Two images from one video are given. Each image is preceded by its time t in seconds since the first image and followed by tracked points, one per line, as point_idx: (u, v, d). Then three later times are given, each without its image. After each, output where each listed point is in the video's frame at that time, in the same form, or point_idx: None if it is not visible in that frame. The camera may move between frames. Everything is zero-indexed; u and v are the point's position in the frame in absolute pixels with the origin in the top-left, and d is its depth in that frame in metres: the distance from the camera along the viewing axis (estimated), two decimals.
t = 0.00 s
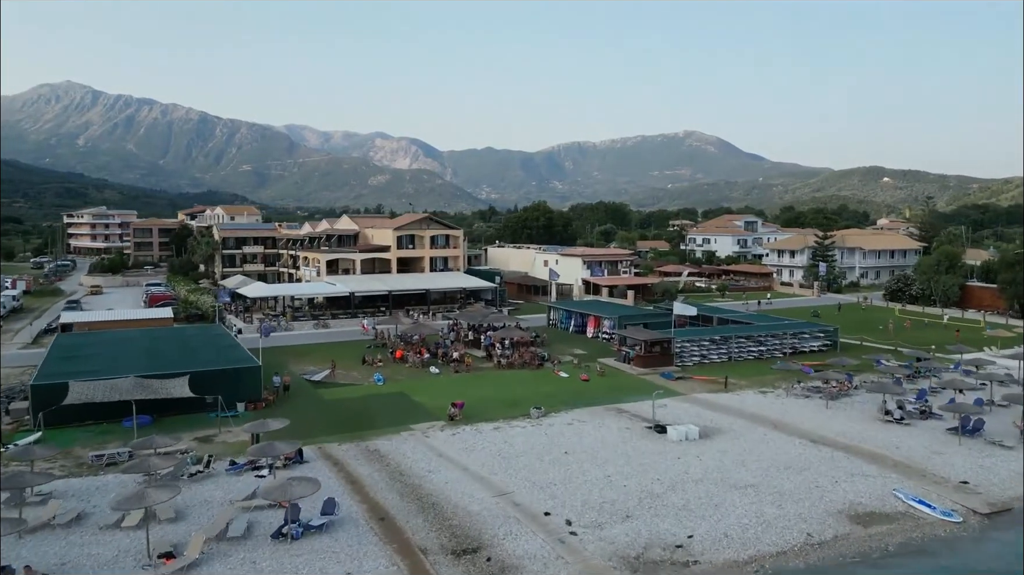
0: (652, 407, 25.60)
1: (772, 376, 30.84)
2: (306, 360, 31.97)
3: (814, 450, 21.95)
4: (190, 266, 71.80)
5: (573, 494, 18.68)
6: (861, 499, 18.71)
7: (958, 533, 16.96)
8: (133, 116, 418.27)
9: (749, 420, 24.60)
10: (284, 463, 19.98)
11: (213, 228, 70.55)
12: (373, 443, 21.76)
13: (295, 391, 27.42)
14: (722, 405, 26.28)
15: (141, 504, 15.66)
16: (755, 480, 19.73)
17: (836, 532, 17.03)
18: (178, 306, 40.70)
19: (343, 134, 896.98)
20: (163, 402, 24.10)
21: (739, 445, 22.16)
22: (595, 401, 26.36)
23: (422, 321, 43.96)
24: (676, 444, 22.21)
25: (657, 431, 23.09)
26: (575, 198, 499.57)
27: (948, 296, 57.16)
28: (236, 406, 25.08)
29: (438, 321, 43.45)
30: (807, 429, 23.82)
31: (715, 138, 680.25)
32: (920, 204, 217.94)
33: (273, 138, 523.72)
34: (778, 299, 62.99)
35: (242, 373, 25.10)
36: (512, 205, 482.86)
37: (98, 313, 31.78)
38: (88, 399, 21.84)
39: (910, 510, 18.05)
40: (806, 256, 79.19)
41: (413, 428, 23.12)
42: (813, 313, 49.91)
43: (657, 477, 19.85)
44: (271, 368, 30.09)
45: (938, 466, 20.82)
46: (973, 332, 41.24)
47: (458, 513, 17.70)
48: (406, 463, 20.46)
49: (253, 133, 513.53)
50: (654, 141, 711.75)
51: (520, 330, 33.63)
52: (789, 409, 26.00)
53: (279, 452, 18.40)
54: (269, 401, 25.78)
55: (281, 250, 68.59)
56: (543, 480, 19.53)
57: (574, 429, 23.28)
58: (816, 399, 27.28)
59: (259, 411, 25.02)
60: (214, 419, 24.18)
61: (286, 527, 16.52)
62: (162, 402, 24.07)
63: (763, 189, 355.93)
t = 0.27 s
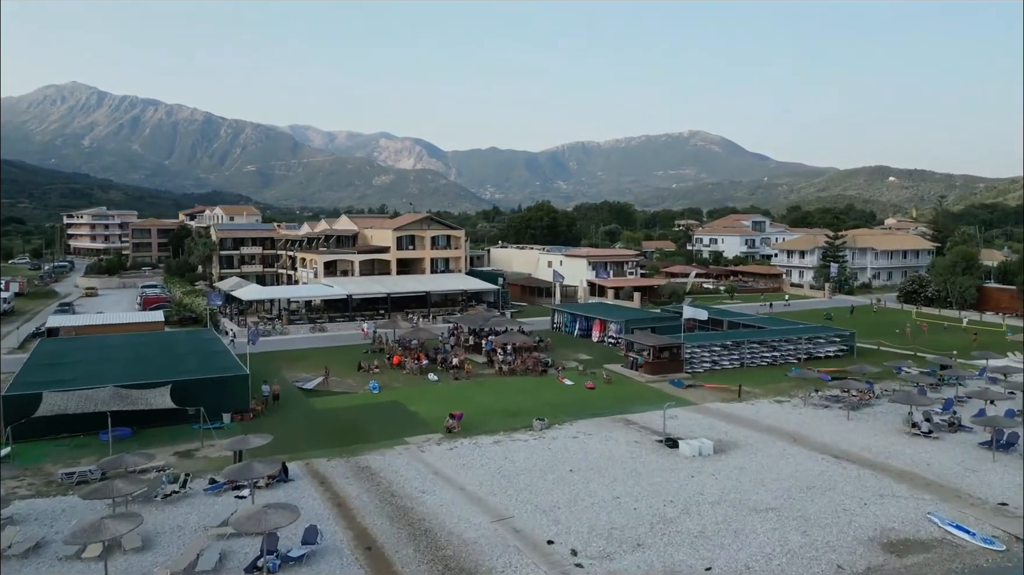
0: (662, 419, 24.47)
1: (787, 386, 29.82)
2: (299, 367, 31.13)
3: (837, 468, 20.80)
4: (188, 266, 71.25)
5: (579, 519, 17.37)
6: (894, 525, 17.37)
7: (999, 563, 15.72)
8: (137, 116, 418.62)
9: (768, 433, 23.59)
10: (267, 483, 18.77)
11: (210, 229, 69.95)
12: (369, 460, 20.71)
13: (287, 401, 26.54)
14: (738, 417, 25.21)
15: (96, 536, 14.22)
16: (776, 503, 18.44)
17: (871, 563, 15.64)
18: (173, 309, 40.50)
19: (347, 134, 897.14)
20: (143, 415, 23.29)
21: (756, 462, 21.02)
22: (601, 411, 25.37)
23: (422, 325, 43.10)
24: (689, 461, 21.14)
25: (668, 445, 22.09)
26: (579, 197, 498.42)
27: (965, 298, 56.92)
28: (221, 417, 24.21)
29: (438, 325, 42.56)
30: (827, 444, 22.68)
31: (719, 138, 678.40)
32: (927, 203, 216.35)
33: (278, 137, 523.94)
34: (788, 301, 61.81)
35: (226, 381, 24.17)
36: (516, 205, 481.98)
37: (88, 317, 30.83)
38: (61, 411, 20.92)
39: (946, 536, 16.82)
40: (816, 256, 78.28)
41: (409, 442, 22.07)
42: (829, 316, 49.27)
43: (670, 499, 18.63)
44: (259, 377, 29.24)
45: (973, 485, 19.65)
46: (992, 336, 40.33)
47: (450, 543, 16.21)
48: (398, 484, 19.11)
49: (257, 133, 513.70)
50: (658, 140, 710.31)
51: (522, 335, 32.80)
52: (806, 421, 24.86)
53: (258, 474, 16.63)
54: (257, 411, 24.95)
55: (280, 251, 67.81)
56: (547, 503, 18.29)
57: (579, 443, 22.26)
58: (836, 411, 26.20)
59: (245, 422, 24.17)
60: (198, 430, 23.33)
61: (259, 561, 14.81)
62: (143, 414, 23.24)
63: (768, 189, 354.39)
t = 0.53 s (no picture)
0: (670, 432, 23.44)
1: (800, 395, 28.82)
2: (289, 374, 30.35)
3: (863, 489, 19.64)
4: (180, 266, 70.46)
5: (583, 549, 16.05)
6: (928, 554, 16.08)
7: None
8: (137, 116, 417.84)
9: (784, 449, 22.49)
10: (243, 505, 17.53)
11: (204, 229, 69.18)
12: (358, 477, 19.63)
13: (276, 412, 25.58)
14: (752, 429, 24.22)
15: None
16: (800, 530, 17.17)
17: None
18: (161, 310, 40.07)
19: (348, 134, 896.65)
20: (115, 426, 22.26)
21: (773, 482, 19.87)
22: (604, 423, 24.39)
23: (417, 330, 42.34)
24: (701, 479, 20.10)
25: (678, 461, 21.04)
26: (581, 197, 497.27)
27: (978, 299, 54.86)
28: (200, 430, 23.45)
29: (434, 331, 41.74)
30: (849, 461, 21.59)
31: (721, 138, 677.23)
32: (930, 203, 215.17)
33: (279, 137, 523.32)
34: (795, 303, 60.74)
35: (207, 392, 23.47)
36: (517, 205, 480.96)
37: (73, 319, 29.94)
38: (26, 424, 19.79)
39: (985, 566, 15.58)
40: (823, 256, 77.21)
41: (401, 458, 21.04)
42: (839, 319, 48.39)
43: (681, 525, 17.38)
44: (244, 386, 28.33)
45: (1008, 508, 18.41)
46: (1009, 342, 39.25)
47: None
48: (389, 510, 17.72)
49: (258, 134, 513.01)
50: (659, 140, 709.23)
51: (522, 340, 31.96)
52: (823, 435, 23.79)
53: (228, 499, 15.42)
54: (239, 423, 24.15)
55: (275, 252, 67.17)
56: (547, 530, 16.99)
57: (582, 459, 21.23)
58: (860, 423, 25.07)
59: (226, 435, 23.43)
60: (176, 444, 22.47)
61: None
62: (116, 427, 22.23)
63: (770, 188, 353.19)
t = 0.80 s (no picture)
0: (679, 447, 22.46)
1: (816, 404, 27.89)
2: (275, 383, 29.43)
3: (891, 511, 18.51)
4: (172, 266, 70.27)
5: None
6: None
7: None
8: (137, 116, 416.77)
9: (806, 466, 21.47)
10: (214, 532, 16.54)
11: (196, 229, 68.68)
12: (344, 497, 18.65)
13: (264, 423, 24.66)
14: (768, 442, 23.28)
15: None
16: (828, 560, 15.97)
17: None
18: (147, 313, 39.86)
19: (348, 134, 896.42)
20: (84, 441, 21.29)
21: (792, 503, 18.82)
22: (607, 435, 23.45)
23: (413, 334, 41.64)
24: (715, 499, 19.10)
25: (690, 479, 20.15)
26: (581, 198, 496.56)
27: (992, 301, 54.92)
28: (176, 443, 22.52)
29: (428, 336, 40.99)
30: (872, 478, 20.58)
31: (721, 138, 676.89)
32: (931, 203, 214.53)
33: (279, 137, 522.90)
34: (801, 305, 59.92)
35: (187, 402, 22.55)
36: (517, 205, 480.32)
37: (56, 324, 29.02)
38: None
39: None
40: (830, 257, 76.66)
41: (390, 475, 20.06)
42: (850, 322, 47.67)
43: (697, 553, 16.26)
44: (227, 397, 27.37)
45: None
46: None
47: None
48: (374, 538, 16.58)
49: (257, 134, 512.05)
50: (659, 140, 708.53)
51: (521, 345, 31.15)
52: (842, 449, 22.78)
53: (188, 532, 14.62)
54: (219, 436, 23.24)
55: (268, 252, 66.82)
56: (549, 561, 15.84)
57: (585, 476, 20.26)
58: (884, 436, 24.07)
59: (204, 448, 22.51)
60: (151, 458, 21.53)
61: None
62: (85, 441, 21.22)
63: (770, 188, 352.61)
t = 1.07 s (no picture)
0: (688, 464, 21.44)
1: (833, 415, 26.83)
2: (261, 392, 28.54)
3: (926, 538, 17.22)
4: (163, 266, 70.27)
5: None
6: None
7: None
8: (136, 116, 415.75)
9: (827, 486, 20.18)
10: (180, 563, 15.49)
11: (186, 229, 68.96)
12: (326, 521, 17.62)
13: (251, 437, 23.72)
14: (786, 458, 22.20)
15: None
16: None
17: None
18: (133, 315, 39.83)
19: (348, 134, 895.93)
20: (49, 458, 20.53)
21: (814, 529, 17.63)
22: (611, 449, 22.48)
23: (409, 338, 41.13)
24: (733, 524, 17.92)
25: (705, 500, 19.01)
26: (581, 197, 495.54)
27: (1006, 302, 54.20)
28: (149, 458, 21.79)
29: (421, 341, 40.23)
30: (899, 498, 19.43)
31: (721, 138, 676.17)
32: (933, 201, 213.46)
33: (279, 136, 522.28)
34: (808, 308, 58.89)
35: (161, 416, 21.77)
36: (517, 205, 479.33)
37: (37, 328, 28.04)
38: None
39: None
40: (837, 256, 76.15)
41: (377, 495, 19.07)
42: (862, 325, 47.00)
43: None
44: (207, 407, 26.43)
45: None
46: None
47: None
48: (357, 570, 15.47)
49: (257, 133, 511.06)
50: (659, 140, 708.01)
51: (519, 350, 30.20)
52: (864, 466, 21.66)
53: None
54: (196, 450, 22.52)
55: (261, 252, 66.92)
56: None
57: (589, 497, 19.21)
58: (911, 451, 22.93)
59: (178, 464, 21.83)
60: (123, 476, 20.79)
61: None
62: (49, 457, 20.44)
63: (771, 187, 351.75)
